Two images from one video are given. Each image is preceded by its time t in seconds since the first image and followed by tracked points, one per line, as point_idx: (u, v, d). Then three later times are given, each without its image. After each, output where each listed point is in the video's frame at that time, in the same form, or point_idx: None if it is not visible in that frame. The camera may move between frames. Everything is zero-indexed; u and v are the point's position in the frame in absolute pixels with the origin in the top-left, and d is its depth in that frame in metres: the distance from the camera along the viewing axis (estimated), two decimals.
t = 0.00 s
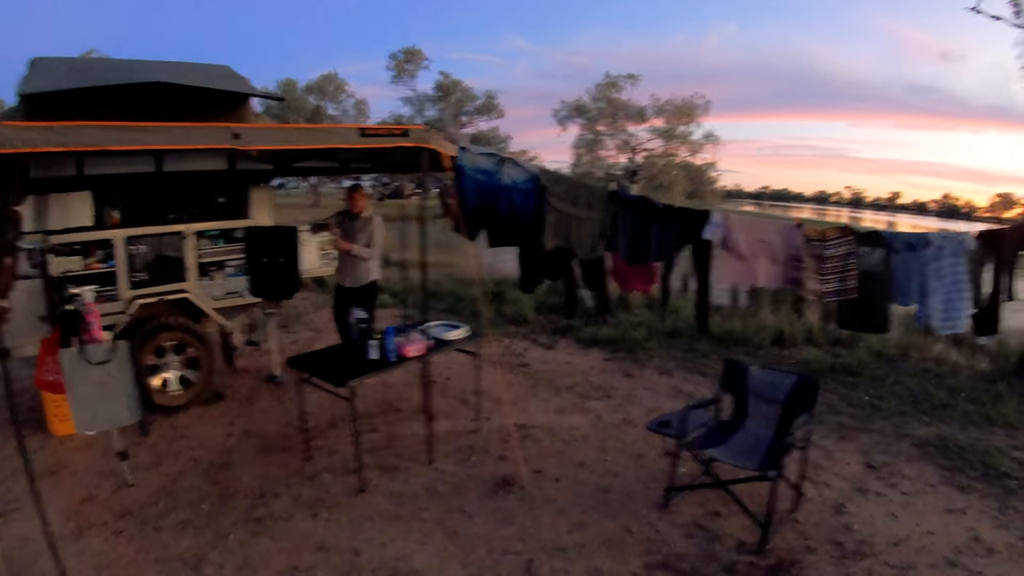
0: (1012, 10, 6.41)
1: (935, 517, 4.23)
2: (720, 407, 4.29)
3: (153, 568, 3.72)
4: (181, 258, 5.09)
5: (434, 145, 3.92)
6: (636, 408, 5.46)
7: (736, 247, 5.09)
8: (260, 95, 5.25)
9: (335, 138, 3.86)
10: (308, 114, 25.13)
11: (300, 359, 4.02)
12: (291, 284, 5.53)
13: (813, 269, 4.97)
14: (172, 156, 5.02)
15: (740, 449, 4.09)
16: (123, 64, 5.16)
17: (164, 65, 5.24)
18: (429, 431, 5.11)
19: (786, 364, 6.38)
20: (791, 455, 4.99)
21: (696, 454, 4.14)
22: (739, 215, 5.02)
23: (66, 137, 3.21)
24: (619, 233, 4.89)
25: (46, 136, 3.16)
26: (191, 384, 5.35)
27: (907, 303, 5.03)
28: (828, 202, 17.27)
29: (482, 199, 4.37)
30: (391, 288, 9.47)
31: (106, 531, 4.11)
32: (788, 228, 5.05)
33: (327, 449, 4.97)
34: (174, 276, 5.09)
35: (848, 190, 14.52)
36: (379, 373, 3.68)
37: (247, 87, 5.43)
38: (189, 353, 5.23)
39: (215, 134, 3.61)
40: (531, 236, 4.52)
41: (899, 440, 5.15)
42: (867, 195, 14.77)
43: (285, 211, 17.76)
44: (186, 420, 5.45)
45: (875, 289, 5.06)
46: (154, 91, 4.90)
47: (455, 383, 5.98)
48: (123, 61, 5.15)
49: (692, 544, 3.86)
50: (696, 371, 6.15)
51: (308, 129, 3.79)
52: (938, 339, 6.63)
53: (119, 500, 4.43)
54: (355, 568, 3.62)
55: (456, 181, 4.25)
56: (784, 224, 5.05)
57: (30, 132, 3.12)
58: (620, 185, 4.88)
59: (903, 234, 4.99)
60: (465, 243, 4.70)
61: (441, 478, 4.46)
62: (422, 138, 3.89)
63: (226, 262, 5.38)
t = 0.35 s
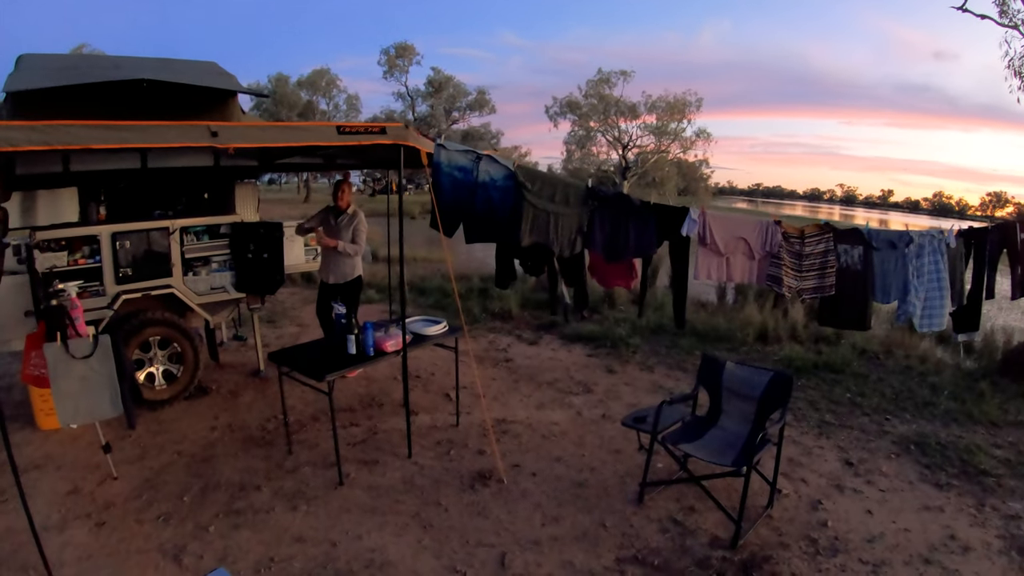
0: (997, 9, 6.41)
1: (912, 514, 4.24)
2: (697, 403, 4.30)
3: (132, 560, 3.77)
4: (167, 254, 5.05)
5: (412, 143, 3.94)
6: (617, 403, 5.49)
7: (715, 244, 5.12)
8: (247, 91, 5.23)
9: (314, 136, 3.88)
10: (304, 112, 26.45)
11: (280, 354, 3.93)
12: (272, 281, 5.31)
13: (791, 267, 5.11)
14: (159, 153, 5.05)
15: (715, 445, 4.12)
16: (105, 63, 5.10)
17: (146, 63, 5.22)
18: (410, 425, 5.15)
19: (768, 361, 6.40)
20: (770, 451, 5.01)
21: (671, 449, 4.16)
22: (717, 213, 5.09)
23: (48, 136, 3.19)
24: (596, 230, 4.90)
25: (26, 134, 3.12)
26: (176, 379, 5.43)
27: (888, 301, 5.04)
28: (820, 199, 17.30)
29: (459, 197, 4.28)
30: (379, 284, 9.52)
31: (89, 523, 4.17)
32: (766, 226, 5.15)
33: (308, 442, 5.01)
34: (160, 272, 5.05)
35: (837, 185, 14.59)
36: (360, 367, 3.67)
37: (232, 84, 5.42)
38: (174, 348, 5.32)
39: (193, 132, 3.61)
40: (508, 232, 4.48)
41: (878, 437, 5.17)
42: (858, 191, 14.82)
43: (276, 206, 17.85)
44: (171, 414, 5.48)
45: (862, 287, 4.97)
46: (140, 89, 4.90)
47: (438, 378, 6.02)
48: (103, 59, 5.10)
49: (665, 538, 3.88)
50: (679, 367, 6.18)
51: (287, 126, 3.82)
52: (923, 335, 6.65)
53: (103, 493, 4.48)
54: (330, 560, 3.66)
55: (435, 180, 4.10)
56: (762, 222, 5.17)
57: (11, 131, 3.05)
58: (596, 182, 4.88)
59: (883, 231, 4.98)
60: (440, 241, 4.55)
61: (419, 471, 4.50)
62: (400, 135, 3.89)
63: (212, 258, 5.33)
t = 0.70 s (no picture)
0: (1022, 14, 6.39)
1: (926, 524, 4.23)
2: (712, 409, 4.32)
3: (150, 555, 3.84)
4: (190, 256, 5.15)
5: (432, 150, 4.01)
6: (634, 409, 5.52)
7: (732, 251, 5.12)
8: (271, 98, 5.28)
9: (335, 142, 3.92)
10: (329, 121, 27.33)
11: (300, 355, 3.99)
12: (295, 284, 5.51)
13: (808, 273, 5.04)
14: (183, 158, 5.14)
15: (730, 452, 4.14)
16: (131, 68, 5.15)
17: (170, 69, 5.29)
18: (427, 428, 5.19)
19: (785, 369, 6.40)
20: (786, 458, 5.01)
21: (686, 455, 4.18)
22: (735, 220, 5.06)
23: (75, 140, 3.30)
24: (613, 237, 4.88)
25: (53, 139, 3.22)
26: (195, 380, 5.41)
27: (906, 308, 5.06)
28: (842, 206, 17.14)
29: (477, 202, 4.46)
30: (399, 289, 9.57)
31: (108, 518, 4.24)
32: (782, 233, 5.16)
33: (326, 444, 5.06)
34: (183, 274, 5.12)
35: (860, 193, 14.46)
36: (379, 370, 3.73)
37: (255, 90, 5.48)
38: (195, 348, 5.32)
39: (216, 138, 3.71)
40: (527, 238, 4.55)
41: (895, 446, 5.16)
42: (881, 199, 14.72)
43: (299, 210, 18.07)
44: (191, 415, 5.55)
45: (878, 293, 5.03)
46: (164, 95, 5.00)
47: (456, 382, 6.07)
48: (128, 64, 5.18)
49: (677, 544, 3.90)
50: (696, 374, 6.20)
51: (308, 132, 3.88)
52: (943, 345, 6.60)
53: (123, 489, 4.56)
54: (345, 558, 3.71)
55: (453, 185, 4.32)
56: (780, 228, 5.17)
57: (42, 137, 3.19)
58: (613, 188, 4.83)
59: (901, 238, 4.99)
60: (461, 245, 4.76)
61: (435, 473, 4.54)
62: (419, 142, 3.97)
63: (233, 260, 5.39)
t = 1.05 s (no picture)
0: None
1: (974, 549, 4.15)
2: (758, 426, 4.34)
3: (196, 549, 3.92)
4: (242, 259, 5.24)
5: (484, 159, 4.05)
6: (680, 424, 5.50)
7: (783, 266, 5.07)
8: (324, 106, 5.37)
9: (389, 150, 3.98)
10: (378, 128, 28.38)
11: (351, 359, 4.07)
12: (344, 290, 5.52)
13: (860, 290, 5.04)
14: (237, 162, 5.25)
15: (775, 469, 4.13)
16: (188, 74, 5.31)
17: (226, 76, 5.44)
18: (472, 436, 5.23)
19: (832, 388, 6.32)
20: (831, 477, 4.95)
21: (732, 472, 4.19)
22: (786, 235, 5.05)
23: (135, 143, 3.44)
24: (662, 248, 4.95)
25: (116, 143, 3.38)
26: (245, 380, 5.43)
27: (955, 325, 5.15)
28: (892, 223, 16.90)
29: (530, 213, 4.62)
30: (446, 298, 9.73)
31: (154, 512, 4.34)
32: (836, 249, 5.10)
33: (371, 448, 5.11)
34: (235, 276, 5.23)
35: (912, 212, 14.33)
36: (425, 376, 3.78)
37: (308, 98, 5.59)
38: (245, 350, 5.34)
39: (272, 144, 3.77)
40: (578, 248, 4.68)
41: (943, 469, 5.07)
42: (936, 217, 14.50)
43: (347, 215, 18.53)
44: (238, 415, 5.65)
45: (928, 310, 5.14)
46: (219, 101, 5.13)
47: (502, 391, 6.12)
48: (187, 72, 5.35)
49: (720, 561, 3.86)
50: (742, 391, 6.18)
51: (363, 140, 3.94)
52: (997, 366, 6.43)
53: (169, 484, 4.66)
54: (387, 562, 3.74)
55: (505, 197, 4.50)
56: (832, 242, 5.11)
57: (101, 138, 3.37)
58: (664, 200, 4.93)
59: (953, 255, 5.07)
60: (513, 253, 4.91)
61: (479, 481, 4.57)
62: (472, 152, 4.02)
63: (284, 264, 5.49)
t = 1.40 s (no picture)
0: None
1: None
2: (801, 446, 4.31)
3: (235, 544, 3.98)
4: (291, 263, 5.35)
5: (535, 170, 4.11)
6: (721, 442, 5.52)
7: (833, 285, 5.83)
8: (372, 113, 5.46)
9: (443, 159, 4.02)
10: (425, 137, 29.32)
11: (398, 365, 4.15)
12: (391, 296, 5.50)
13: (911, 311, 5.67)
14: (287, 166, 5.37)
15: (818, 490, 4.09)
16: (244, 81, 5.48)
17: (280, 83, 5.60)
18: (513, 446, 5.29)
19: (875, 410, 6.26)
20: (873, 502, 4.90)
21: (774, 491, 4.17)
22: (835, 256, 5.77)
23: (191, 145, 3.47)
24: (710, 262, 5.20)
25: (173, 143, 3.41)
26: (289, 381, 5.65)
27: (1008, 350, 5.47)
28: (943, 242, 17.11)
29: (581, 224, 4.84)
30: (493, 308, 10.04)
31: (194, 506, 4.42)
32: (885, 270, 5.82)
33: (412, 453, 5.16)
34: (283, 279, 5.35)
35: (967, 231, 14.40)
36: (469, 385, 3.79)
37: (359, 105, 5.70)
38: (290, 352, 5.58)
39: (328, 150, 3.80)
40: (627, 259, 4.99)
41: (987, 496, 4.96)
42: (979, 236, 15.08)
43: (393, 224, 19.07)
44: (281, 415, 5.74)
45: (979, 332, 5.50)
46: (272, 107, 5.28)
47: (544, 403, 6.23)
48: (242, 79, 5.51)
49: None
50: (785, 411, 6.24)
51: (415, 148, 3.97)
52: None
53: (210, 479, 4.75)
54: (425, 566, 3.74)
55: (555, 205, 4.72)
56: (882, 263, 5.83)
57: (158, 138, 3.37)
58: (713, 217, 5.17)
59: (1005, 278, 5.45)
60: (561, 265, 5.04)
61: (518, 491, 4.59)
62: (524, 163, 4.10)
63: (332, 269, 5.63)
